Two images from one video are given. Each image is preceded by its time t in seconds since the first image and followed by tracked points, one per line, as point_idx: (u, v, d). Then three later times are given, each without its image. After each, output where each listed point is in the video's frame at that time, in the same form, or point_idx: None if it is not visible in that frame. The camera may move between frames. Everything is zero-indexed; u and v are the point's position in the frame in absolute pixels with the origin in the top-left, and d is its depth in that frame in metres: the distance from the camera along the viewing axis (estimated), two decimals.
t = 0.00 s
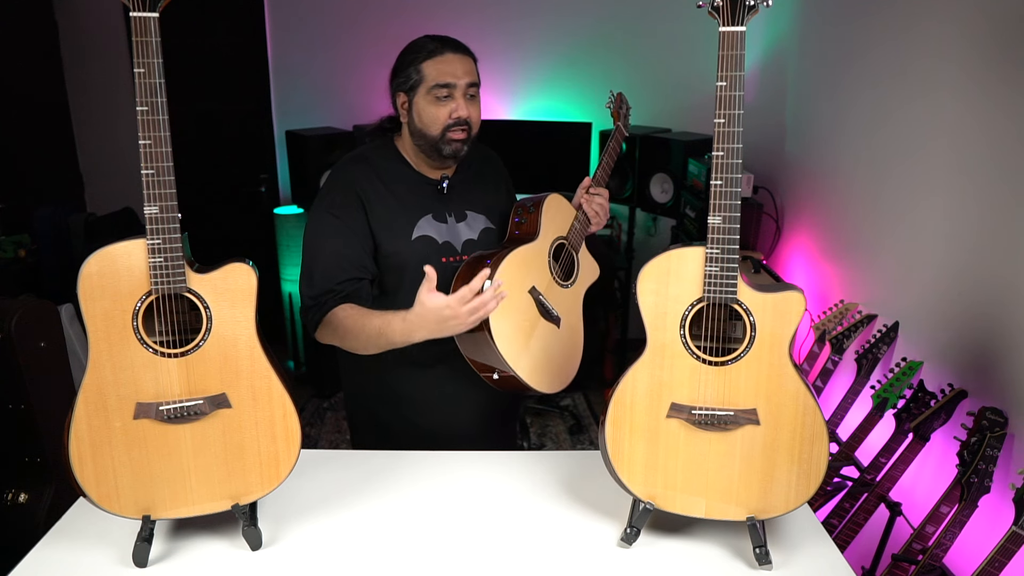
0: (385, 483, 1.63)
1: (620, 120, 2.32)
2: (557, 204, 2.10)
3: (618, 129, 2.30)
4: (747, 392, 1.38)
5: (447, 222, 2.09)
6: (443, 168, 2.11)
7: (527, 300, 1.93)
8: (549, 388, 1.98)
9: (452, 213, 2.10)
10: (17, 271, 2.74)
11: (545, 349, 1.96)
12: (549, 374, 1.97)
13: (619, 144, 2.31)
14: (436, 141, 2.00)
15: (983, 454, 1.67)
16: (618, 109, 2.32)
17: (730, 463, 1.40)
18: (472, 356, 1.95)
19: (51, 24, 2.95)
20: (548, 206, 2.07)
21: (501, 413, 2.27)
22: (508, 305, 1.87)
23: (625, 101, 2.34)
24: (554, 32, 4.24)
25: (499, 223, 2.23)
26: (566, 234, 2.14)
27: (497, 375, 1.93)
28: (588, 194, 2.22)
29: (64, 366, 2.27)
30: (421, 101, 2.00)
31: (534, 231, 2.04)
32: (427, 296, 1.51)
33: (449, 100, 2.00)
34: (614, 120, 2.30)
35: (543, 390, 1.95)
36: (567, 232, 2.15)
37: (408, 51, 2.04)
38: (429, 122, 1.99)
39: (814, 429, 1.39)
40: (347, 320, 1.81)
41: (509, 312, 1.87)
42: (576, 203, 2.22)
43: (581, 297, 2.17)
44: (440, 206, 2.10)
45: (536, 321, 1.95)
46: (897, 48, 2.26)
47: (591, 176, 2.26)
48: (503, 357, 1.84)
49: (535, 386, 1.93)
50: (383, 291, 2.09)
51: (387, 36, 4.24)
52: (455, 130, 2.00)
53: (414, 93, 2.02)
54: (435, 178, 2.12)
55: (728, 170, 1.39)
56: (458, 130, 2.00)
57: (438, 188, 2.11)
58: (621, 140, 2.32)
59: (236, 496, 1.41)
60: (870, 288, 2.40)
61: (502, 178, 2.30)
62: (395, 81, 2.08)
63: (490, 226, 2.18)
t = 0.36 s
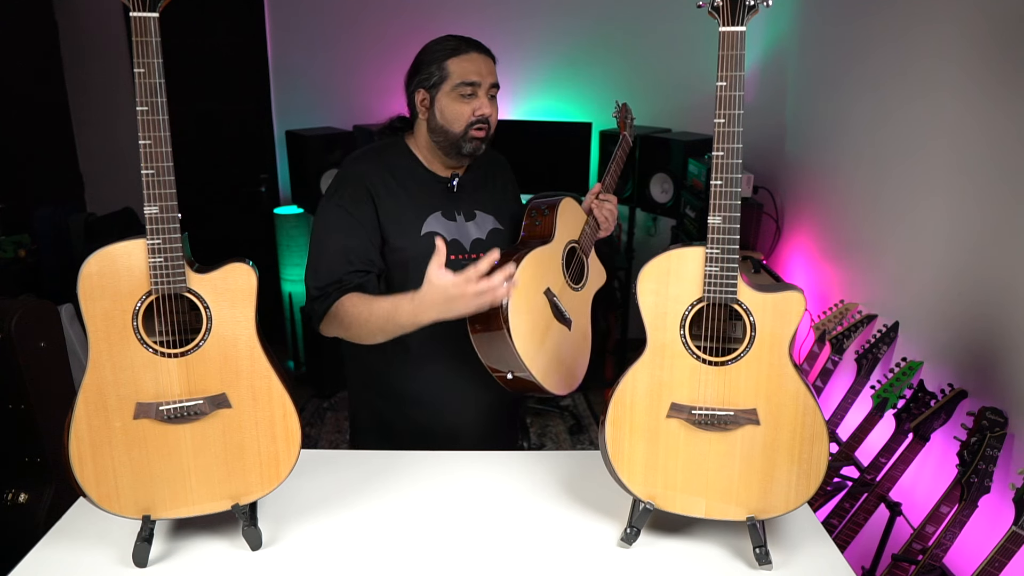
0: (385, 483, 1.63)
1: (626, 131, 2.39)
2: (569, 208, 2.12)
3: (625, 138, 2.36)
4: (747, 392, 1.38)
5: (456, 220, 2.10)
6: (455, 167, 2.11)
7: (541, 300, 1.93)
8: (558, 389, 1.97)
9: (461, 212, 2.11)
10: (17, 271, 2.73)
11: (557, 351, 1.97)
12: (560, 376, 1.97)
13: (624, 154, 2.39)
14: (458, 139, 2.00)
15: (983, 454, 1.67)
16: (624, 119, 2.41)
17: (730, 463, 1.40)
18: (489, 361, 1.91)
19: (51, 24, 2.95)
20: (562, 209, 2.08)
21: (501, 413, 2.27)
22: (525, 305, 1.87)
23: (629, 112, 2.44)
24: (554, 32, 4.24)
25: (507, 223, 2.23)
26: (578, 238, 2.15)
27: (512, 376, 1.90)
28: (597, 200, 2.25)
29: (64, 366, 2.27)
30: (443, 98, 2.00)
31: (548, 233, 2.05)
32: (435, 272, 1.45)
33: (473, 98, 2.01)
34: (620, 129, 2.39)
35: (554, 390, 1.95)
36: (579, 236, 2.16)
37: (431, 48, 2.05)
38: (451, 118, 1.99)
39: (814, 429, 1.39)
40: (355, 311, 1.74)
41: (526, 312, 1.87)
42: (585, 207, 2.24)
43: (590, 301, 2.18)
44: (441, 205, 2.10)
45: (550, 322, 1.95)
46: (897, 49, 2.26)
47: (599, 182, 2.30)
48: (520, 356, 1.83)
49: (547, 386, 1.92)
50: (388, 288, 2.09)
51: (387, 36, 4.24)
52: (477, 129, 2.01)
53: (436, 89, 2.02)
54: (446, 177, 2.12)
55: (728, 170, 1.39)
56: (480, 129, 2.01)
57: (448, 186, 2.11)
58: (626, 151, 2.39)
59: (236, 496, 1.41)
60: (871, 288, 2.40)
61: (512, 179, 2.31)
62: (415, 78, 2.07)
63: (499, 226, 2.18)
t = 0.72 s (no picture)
0: (385, 483, 1.63)
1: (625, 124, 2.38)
2: (579, 201, 2.12)
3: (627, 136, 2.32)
4: (747, 392, 1.38)
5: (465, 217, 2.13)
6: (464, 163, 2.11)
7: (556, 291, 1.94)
8: (576, 380, 1.97)
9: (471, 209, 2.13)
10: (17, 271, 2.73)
11: (574, 341, 1.97)
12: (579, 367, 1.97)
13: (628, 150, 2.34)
14: (465, 133, 2.00)
15: (983, 454, 1.67)
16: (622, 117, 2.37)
17: (730, 463, 1.40)
18: (511, 359, 1.95)
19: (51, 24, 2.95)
20: (572, 202, 2.09)
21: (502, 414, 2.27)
22: (542, 297, 1.87)
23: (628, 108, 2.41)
24: (554, 32, 4.24)
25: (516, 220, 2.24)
26: (588, 231, 2.16)
27: (530, 369, 1.93)
28: (604, 194, 2.25)
29: (64, 366, 2.27)
30: (451, 91, 2.00)
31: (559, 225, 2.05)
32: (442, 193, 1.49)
33: (479, 93, 2.01)
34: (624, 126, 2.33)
35: (572, 380, 1.94)
36: (589, 230, 2.16)
37: (440, 45, 2.05)
38: (457, 112, 1.99)
39: (814, 429, 1.39)
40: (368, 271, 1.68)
41: (542, 304, 1.87)
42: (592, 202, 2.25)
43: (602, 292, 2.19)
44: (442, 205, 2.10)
45: (565, 313, 1.96)
46: (898, 50, 2.26)
47: (607, 176, 2.29)
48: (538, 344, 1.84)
49: (566, 376, 1.92)
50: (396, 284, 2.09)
51: (387, 36, 4.24)
52: (483, 123, 2.01)
53: (444, 83, 2.02)
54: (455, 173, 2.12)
55: (728, 170, 1.39)
56: (486, 123, 2.01)
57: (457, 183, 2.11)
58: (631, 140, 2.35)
59: (236, 496, 1.41)
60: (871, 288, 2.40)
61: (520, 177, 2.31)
62: (423, 73, 2.07)
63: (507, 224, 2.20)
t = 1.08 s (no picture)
0: (385, 483, 1.63)
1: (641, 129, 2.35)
2: (588, 209, 2.10)
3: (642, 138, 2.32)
4: (747, 392, 1.38)
5: (476, 218, 2.09)
6: (471, 161, 2.10)
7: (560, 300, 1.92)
8: (575, 389, 1.96)
9: (481, 210, 2.09)
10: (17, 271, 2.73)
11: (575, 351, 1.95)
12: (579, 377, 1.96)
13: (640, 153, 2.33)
14: (463, 127, 1.99)
15: (983, 454, 1.67)
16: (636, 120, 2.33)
17: (730, 463, 1.40)
18: (507, 358, 1.91)
19: (51, 24, 2.95)
20: (581, 211, 2.06)
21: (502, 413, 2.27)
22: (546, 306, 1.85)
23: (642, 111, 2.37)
24: (553, 33, 4.24)
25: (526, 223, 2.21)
26: (594, 239, 2.14)
27: (530, 376, 1.91)
28: (614, 201, 2.24)
29: (64, 366, 2.27)
30: (448, 89, 2.03)
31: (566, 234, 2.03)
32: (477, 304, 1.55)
33: (475, 86, 2.02)
34: (636, 130, 2.31)
35: (572, 390, 1.93)
36: (596, 238, 2.15)
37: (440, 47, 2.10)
38: (453, 106, 2.00)
39: (814, 429, 1.39)
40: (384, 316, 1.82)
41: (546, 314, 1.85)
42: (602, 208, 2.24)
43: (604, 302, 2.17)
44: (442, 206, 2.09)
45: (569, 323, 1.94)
46: (898, 49, 2.26)
47: (616, 182, 2.27)
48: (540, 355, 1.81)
49: (565, 386, 1.91)
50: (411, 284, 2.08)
51: (387, 37, 4.24)
52: (480, 115, 2.00)
53: (442, 83, 2.05)
54: (466, 174, 2.12)
55: (728, 170, 1.39)
56: (483, 115, 2.00)
57: (468, 184, 2.10)
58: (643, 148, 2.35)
59: (236, 496, 1.42)
60: (871, 288, 2.40)
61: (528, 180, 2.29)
62: (427, 75, 2.12)
63: (517, 225, 2.16)
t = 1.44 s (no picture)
0: (385, 483, 1.63)
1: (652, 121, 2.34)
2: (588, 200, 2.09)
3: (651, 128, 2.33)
4: (747, 392, 1.38)
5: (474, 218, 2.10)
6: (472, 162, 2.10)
7: (554, 293, 1.92)
8: (576, 384, 1.95)
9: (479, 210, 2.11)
10: (17, 271, 2.73)
11: (574, 345, 1.94)
12: (578, 370, 1.95)
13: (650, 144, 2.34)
14: (460, 135, 1.99)
15: (983, 454, 1.67)
16: (650, 109, 2.34)
17: (730, 463, 1.40)
18: (499, 348, 1.93)
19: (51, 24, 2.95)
20: (579, 202, 2.06)
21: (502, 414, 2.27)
22: (535, 299, 1.86)
23: (658, 101, 2.36)
24: (553, 33, 4.24)
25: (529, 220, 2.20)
26: (596, 231, 2.13)
27: (525, 369, 1.90)
28: (619, 192, 2.22)
29: (64, 366, 2.27)
30: (433, 103, 2.01)
31: (563, 226, 2.03)
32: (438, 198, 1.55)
33: (460, 94, 2.00)
34: (647, 121, 2.33)
35: (571, 385, 1.93)
36: (597, 230, 2.13)
37: (415, 58, 2.07)
38: (444, 120, 1.99)
39: (814, 429, 1.39)
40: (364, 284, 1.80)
41: (537, 306, 1.87)
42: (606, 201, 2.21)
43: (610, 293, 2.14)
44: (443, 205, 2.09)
45: (565, 316, 1.94)
46: (898, 50, 2.26)
47: (623, 173, 2.25)
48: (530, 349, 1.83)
49: (563, 380, 1.91)
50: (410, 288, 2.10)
51: (387, 37, 4.24)
52: (475, 121, 1.99)
53: (426, 97, 2.03)
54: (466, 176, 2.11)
55: (728, 170, 1.39)
56: (478, 120, 1.99)
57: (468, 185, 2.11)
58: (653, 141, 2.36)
59: (236, 496, 1.41)
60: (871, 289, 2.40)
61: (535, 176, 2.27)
62: (409, 89, 2.10)
63: (519, 224, 2.16)
